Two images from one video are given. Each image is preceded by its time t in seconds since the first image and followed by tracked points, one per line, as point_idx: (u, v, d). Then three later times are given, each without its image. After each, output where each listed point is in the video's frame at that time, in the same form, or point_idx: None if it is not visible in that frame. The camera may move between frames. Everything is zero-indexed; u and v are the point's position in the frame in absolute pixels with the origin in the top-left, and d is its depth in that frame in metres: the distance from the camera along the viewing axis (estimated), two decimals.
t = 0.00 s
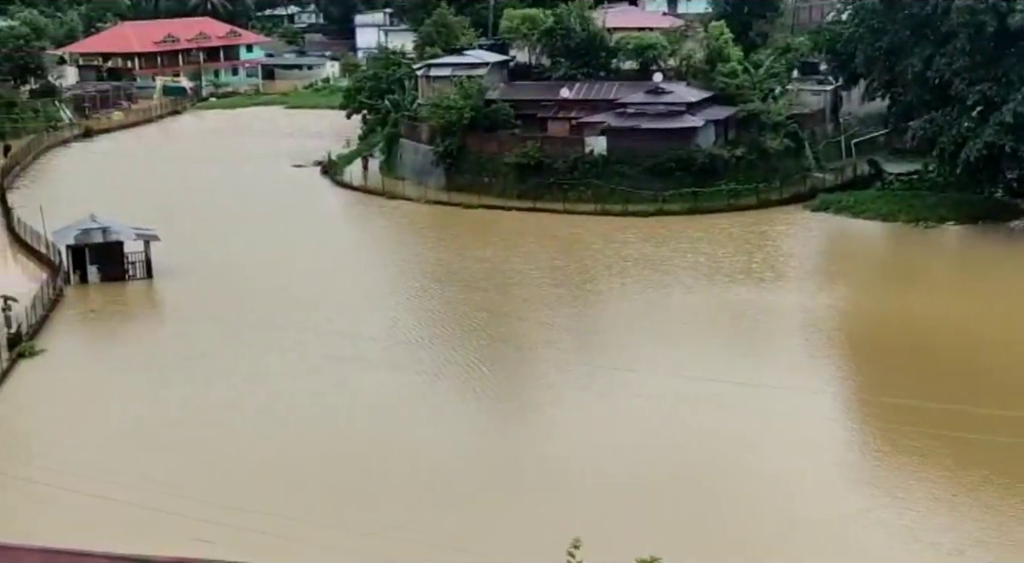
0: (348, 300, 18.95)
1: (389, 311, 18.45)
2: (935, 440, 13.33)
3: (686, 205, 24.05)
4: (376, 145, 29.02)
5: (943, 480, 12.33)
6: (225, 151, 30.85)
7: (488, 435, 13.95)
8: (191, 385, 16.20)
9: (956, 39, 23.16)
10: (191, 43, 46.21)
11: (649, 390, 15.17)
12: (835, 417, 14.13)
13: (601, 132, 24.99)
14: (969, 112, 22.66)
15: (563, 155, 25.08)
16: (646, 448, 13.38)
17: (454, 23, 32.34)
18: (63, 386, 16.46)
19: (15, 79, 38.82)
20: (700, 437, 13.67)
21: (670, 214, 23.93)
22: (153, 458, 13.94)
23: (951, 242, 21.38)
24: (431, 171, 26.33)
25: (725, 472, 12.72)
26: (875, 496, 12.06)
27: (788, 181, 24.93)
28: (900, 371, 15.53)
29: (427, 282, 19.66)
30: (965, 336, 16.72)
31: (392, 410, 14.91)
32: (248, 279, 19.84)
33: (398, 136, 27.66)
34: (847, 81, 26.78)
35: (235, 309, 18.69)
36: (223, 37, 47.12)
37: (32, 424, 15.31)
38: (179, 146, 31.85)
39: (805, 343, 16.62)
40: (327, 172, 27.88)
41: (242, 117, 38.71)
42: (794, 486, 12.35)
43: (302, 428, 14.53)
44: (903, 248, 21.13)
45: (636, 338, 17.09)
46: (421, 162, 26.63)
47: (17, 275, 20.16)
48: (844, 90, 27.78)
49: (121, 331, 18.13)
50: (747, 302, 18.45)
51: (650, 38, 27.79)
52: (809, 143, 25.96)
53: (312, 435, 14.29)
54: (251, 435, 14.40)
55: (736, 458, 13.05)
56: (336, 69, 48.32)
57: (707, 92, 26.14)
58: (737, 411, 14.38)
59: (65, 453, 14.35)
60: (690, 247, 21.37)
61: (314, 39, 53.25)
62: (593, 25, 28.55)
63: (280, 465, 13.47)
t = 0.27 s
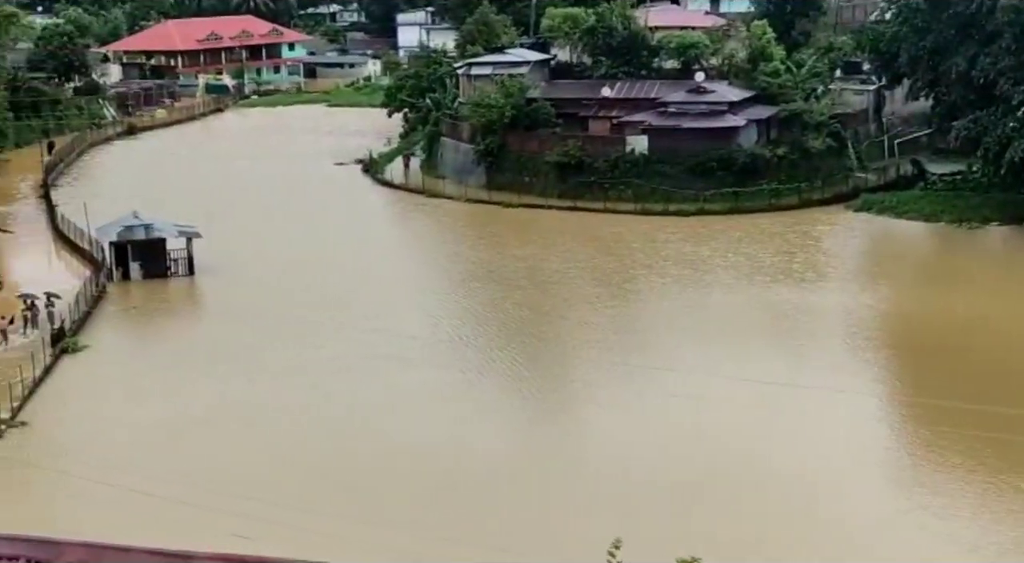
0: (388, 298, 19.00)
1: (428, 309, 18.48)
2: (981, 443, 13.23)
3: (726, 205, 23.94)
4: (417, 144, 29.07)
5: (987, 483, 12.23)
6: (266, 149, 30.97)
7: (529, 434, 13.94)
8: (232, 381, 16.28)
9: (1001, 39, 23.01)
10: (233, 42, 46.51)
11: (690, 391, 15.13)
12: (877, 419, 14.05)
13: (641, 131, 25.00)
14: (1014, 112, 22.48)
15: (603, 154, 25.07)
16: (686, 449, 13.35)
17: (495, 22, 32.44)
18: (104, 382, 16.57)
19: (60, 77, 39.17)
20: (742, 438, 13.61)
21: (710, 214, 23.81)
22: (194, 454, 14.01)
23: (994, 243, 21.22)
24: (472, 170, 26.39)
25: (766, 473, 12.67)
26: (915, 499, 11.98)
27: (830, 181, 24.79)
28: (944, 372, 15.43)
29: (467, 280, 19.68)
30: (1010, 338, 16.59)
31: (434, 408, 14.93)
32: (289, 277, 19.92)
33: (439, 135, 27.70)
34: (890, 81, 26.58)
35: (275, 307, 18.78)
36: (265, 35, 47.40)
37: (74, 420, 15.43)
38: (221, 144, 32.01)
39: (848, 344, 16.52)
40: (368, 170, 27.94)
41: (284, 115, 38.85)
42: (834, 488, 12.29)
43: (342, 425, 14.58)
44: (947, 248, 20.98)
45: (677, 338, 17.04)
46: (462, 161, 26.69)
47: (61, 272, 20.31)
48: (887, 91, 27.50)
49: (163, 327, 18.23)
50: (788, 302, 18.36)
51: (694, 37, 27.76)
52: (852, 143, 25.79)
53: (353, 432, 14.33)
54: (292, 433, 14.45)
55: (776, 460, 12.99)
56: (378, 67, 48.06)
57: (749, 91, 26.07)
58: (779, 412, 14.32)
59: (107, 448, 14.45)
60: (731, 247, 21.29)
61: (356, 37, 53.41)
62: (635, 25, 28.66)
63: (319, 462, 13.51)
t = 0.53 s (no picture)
0: (430, 295, 19.04)
1: (470, 307, 18.51)
2: None
3: (769, 204, 23.84)
4: (459, 142, 29.12)
5: None
6: (309, 147, 31.09)
7: (573, 433, 13.93)
8: (275, 378, 16.37)
9: None
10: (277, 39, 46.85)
11: (733, 390, 15.09)
12: (922, 420, 13.97)
13: (685, 129, 24.87)
14: None
15: (646, 153, 25.05)
16: (729, 449, 13.31)
17: (538, 20, 32.49)
18: (149, 378, 16.69)
19: (105, 73, 39.47)
20: (787, 439, 13.54)
21: (753, 213, 23.73)
22: (238, 450, 14.08)
23: None
24: (514, 168, 26.44)
25: (810, 473, 12.64)
26: (961, 501, 11.91)
27: (874, 180, 24.66)
28: (991, 374, 15.32)
29: (507, 278, 19.69)
30: None
31: (477, 407, 14.94)
32: (332, 274, 19.99)
33: (482, 133, 27.73)
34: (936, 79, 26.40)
35: (318, 304, 18.85)
36: (309, 33, 47.73)
37: (119, 416, 15.56)
38: (264, 141, 32.17)
39: (893, 345, 16.43)
40: (410, 168, 27.99)
41: (327, 113, 39.01)
42: (878, 490, 12.24)
43: (385, 422, 14.63)
44: (992, 249, 20.83)
45: (719, 338, 17.00)
46: (505, 159, 26.72)
47: (106, 269, 20.47)
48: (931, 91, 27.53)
49: (206, 324, 18.34)
50: (832, 302, 18.27)
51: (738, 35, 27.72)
52: (896, 142, 25.63)
53: (396, 430, 14.37)
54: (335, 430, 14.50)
55: (820, 460, 12.95)
56: (420, 64, 48.03)
57: (793, 90, 25.97)
58: (823, 412, 14.27)
59: (151, 444, 14.55)
60: (773, 247, 21.21)
61: (399, 35, 53.60)
62: (679, 23, 28.70)
63: (363, 459, 13.55)
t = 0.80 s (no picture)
0: (473, 293, 19.07)
1: (512, 305, 18.53)
2: None
3: (814, 203, 23.73)
4: (501, 140, 29.15)
5: None
6: (353, 144, 31.15)
7: (618, 433, 13.90)
8: (319, 374, 16.43)
9: None
10: (320, 37, 47.15)
11: (779, 389, 15.06)
12: (969, 421, 13.90)
13: (728, 128, 24.78)
14: None
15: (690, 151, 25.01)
16: (774, 449, 13.28)
17: (582, 18, 32.50)
18: (194, 374, 16.79)
19: (150, 71, 39.67)
20: (834, 441, 13.46)
21: (797, 212, 23.57)
22: (282, 446, 14.14)
23: None
24: (556, 167, 26.49)
25: (856, 474, 12.59)
26: (1008, 503, 11.84)
27: (920, 179, 24.51)
28: None
29: (550, 276, 19.70)
30: None
31: (521, 405, 14.94)
32: (375, 271, 20.05)
33: (525, 131, 27.74)
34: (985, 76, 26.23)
35: (362, 300, 18.92)
36: (352, 31, 48.02)
37: (164, 412, 15.66)
38: (308, 138, 32.27)
39: (940, 345, 16.34)
40: (452, 166, 28.03)
41: (369, 111, 39.13)
42: (924, 491, 12.18)
43: (429, 419, 14.67)
44: None
45: (764, 337, 16.95)
46: (547, 158, 26.77)
47: (150, 265, 20.60)
48: (979, 89, 27.24)
49: (249, 320, 18.42)
50: (877, 302, 18.19)
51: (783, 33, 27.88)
52: (942, 141, 25.47)
53: (441, 427, 14.41)
54: (379, 427, 14.52)
55: (866, 460, 12.91)
56: (463, 63, 48.06)
57: (838, 89, 25.85)
58: (869, 413, 14.22)
59: (196, 439, 14.63)
60: (817, 246, 21.13)
61: (442, 33, 53.73)
62: (723, 21, 28.64)
63: (407, 456, 13.58)
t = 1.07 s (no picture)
0: (515, 288, 19.10)
1: (554, 301, 18.55)
2: None
3: (858, 201, 23.65)
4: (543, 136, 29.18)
5: None
6: (395, 141, 31.24)
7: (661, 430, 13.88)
8: (362, 369, 16.49)
9: None
10: (364, 33, 47.19)
11: (822, 387, 15.01)
12: (1015, 420, 13.82)
13: (772, 125, 24.72)
14: None
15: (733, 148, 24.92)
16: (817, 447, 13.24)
17: (625, 14, 32.54)
18: (237, 369, 16.89)
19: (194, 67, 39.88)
20: (877, 440, 13.42)
21: (841, 210, 23.46)
22: (327, 441, 14.20)
23: None
24: (599, 163, 26.50)
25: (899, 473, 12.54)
26: None
27: (965, 177, 24.39)
28: None
29: (592, 272, 19.70)
30: None
31: (564, 402, 14.93)
32: (418, 266, 20.11)
33: (567, 127, 27.74)
34: None
35: (404, 296, 18.98)
36: (395, 27, 48.08)
37: (208, 406, 15.75)
38: (351, 135, 32.38)
39: (985, 344, 16.24)
40: (495, 161, 28.07)
41: (413, 107, 39.23)
42: (969, 490, 12.13)
43: (472, 414, 14.71)
44: None
45: (808, 334, 16.90)
46: (590, 154, 26.77)
47: (193, 260, 20.73)
48: None
49: (292, 315, 18.50)
50: (921, 300, 18.10)
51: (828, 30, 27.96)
52: (988, 139, 25.33)
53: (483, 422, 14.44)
54: (422, 423, 14.56)
55: (910, 460, 12.86)
56: (506, 59, 48.24)
57: (883, 86, 25.72)
58: (913, 411, 14.16)
59: (239, 433, 14.71)
60: (861, 244, 21.03)
61: (485, 30, 53.84)
62: (767, 17, 28.56)
63: (449, 451, 13.62)
